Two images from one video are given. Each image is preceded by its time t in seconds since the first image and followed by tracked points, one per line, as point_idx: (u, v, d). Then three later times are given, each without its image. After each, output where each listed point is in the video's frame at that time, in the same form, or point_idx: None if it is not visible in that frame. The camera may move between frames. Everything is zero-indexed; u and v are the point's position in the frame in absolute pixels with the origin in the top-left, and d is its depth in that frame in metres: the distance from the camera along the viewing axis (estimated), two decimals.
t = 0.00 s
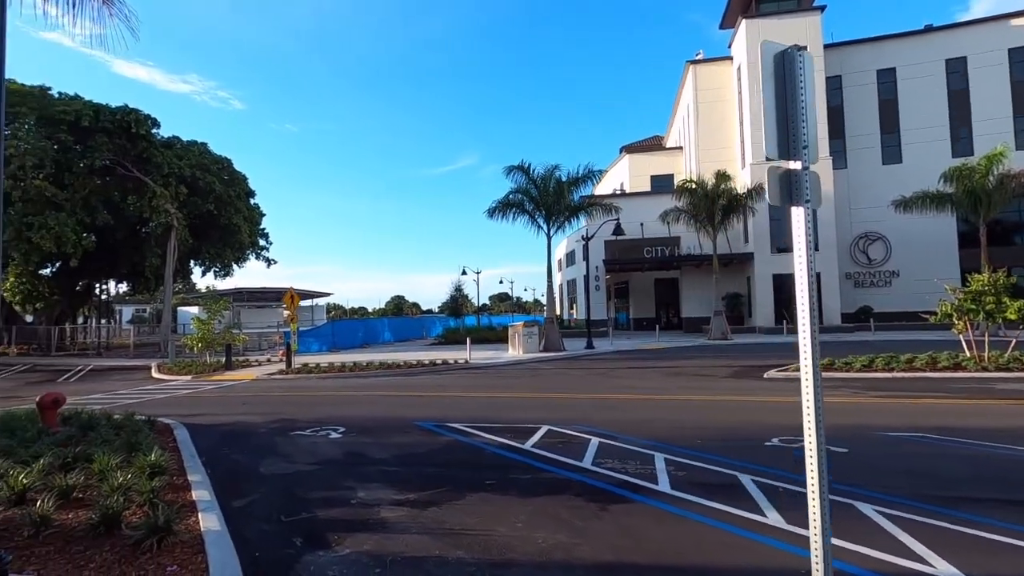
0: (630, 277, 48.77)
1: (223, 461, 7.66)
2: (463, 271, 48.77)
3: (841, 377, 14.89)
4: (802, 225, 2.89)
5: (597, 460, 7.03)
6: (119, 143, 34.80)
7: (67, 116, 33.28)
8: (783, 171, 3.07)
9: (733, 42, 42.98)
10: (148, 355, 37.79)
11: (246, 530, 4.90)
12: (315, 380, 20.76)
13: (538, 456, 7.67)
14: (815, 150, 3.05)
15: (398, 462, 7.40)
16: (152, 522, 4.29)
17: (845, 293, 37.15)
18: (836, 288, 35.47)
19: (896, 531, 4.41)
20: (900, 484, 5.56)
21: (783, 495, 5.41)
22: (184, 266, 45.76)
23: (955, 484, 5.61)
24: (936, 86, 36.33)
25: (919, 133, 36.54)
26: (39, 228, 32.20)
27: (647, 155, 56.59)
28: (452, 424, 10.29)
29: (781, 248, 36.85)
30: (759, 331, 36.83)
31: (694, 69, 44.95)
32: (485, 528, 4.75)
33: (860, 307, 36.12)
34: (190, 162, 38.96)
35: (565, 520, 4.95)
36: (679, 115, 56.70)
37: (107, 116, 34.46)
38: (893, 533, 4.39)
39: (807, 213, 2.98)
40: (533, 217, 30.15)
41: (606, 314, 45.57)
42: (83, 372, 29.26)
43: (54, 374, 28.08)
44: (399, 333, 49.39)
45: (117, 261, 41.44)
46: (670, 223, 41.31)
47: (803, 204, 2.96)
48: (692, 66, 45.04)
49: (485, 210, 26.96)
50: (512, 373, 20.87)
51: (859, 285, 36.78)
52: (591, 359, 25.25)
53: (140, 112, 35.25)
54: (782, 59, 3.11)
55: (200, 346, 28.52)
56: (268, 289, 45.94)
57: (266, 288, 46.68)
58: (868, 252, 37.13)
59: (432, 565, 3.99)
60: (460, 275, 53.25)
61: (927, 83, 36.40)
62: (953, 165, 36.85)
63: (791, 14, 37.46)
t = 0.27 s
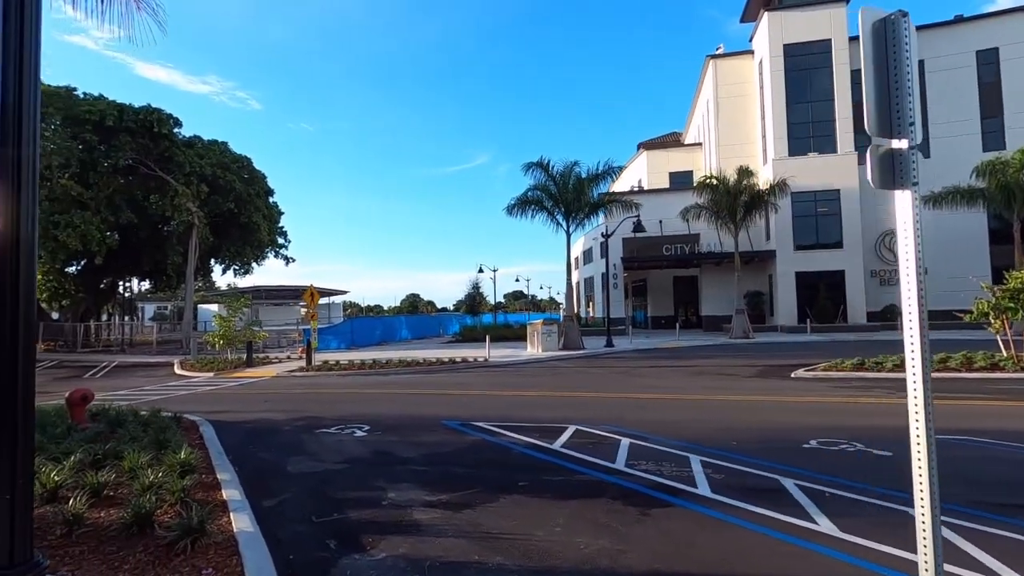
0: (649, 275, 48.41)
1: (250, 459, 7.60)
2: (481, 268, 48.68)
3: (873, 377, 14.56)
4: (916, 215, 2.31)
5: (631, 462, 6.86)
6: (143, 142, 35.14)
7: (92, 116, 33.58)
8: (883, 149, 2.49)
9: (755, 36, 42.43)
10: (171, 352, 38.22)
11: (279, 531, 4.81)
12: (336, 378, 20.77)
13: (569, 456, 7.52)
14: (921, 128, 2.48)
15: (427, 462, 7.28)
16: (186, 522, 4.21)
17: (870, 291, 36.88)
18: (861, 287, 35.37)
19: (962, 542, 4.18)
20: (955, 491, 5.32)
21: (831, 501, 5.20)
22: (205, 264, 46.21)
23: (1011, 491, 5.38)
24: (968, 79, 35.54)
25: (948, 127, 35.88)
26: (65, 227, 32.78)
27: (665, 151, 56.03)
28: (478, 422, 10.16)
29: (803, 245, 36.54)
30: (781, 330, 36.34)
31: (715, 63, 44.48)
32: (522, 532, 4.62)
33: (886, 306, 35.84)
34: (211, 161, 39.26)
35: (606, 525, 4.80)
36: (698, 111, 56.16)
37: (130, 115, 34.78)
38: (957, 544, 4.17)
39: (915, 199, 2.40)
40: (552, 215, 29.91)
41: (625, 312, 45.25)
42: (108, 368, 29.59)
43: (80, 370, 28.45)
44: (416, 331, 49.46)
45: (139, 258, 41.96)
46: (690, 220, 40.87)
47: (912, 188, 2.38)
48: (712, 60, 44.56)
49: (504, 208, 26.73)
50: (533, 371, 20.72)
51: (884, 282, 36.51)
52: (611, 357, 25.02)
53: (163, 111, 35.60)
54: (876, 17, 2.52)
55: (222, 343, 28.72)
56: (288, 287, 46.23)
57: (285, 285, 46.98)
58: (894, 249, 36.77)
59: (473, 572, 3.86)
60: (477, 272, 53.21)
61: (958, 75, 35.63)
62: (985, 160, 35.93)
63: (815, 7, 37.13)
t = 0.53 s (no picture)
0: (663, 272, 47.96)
1: (275, 454, 7.52)
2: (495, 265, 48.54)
3: (901, 377, 14.29)
4: None
5: (664, 461, 6.70)
6: (162, 139, 35.33)
7: (112, 112, 33.81)
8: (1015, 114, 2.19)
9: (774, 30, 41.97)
10: (189, 348, 38.52)
11: (312, 528, 4.70)
12: (353, 374, 20.73)
13: (598, 454, 7.37)
14: None
15: (455, 459, 7.16)
16: (220, 518, 4.11)
17: (892, 290, 36.32)
18: (882, 284, 34.86)
19: None
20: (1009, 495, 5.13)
21: (880, 504, 5.02)
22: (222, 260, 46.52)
23: None
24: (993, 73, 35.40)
25: (973, 123, 35.81)
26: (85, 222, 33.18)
27: (680, 148, 55.59)
28: (501, 419, 10.04)
29: (823, 243, 35.98)
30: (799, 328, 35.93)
31: (733, 58, 44.03)
32: (562, 532, 4.48)
33: (908, 304, 35.36)
34: (228, 158, 39.40)
35: (647, 526, 4.67)
36: (715, 107, 55.64)
37: (149, 112, 35.00)
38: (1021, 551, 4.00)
39: None
40: (569, 211, 29.71)
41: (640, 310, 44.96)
42: (127, 363, 29.85)
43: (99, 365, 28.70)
44: (430, 327, 49.47)
45: (158, 254, 42.34)
46: (707, 217, 40.50)
47: None
48: (730, 55, 44.13)
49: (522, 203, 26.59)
50: (551, 368, 20.58)
51: (907, 281, 35.96)
52: (630, 355, 24.81)
53: (181, 108, 35.77)
54: None
55: (239, 338, 28.83)
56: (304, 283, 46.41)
57: (301, 282, 47.17)
58: (917, 247, 36.27)
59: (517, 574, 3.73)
60: (491, 269, 53.12)
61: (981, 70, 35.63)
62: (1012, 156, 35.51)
63: None
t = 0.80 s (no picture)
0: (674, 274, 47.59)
1: (293, 456, 7.40)
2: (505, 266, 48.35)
3: (924, 381, 14.08)
4: None
5: (693, 467, 6.54)
6: (174, 139, 35.30)
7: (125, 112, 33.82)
8: None
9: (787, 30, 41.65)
10: (200, 347, 38.59)
11: (338, 534, 4.57)
12: (366, 374, 20.64)
13: (624, 459, 7.23)
14: None
15: (478, 462, 7.03)
16: (248, 524, 3.99)
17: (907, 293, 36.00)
18: (898, 287, 34.47)
19: None
20: None
21: (924, 516, 4.86)
22: (233, 259, 46.58)
23: None
24: (1012, 73, 35.02)
25: (991, 124, 35.41)
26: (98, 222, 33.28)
27: (691, 149, 55.29)
28: (520, 421, 9.91)
29: (837, 245, 35.63)
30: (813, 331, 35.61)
31: (746, 59, 43.72)
32: (597, 541, 4.34)
33: (924, 307, 34.99)
34: (240, 158, 39.37)
35: (685, 535, 4.53)
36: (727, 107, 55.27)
37: (162, 112, 35.00)
38: None
39: None
40: (582, 212, 29.54)
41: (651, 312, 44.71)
42: (139, 362, 29.87)
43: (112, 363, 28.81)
44: (440, 328, 49.39)
45: (169, 254, 42.45)
46: (720, 219, 40.15)
47: None
48: (743, 55, 43.80)
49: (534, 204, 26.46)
50: (564, 370, 20.43)
51: (922, 284, 35.63)
52: (643, 357, 24.59)
53: (194, 108, 35.84)
54: None
55: (250, 338, 28.81)
56: (314, 283, 46.42)
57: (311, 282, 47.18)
58: (933, 250, 35.91)
59: None
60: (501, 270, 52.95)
61: (1000, 70, 35.26)
62: None
63: None
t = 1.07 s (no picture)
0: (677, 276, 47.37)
1: (301, 465, 7.25)
2: (508, 269, 48.18)
3: (936, 385, 13.92)
4: None
5: (711, 476, 6.39)
6: (176, 143, 35.26)
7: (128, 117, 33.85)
8: None
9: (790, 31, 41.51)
10: (203, 352, 38.47)
11: (351, 550, 4.42)
12: (370, 379, 20.49)
13: (640, 468, 7.06)
14: None
15: (490, 472, 6.87)
16: (259, 543, 3.83)
17: (913, 294, 35.79)
18: (904, 288, 34.25)
19: None
20: None
21: (956, 529, 4.70)
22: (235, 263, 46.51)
23: None
24: (1017, 72, 34.87)
25: (997, 123, 35.25)
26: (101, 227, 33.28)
27: (694, 150, 55.14)
28: (530, 428, 9.75)
29: (842, 246, 35.43)
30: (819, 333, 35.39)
31: (749, 59, 43.58)
32: (621, 557, 4.19)
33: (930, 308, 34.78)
34: (242, 162, 39.31)
35: (711, 549, 4.38)
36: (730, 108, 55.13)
37: (165, 116, 34.96)
38: None
39: None
40: (586, 214, 29.39)
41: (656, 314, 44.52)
42: (143, 367, 29.78)
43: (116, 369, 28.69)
44: (443, 331, 49.24)
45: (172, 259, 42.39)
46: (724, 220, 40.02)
47: None
48: (745, 56, 43.66)
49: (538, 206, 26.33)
50: (571, 374, 20.27)
51: (929, 284, 35.42)
52: (649, 360, 24.41)
53: (195, 112, 36.01)
54: None
55: (253, 343, 28.67)
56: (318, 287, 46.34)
57: (314, 286, 47.08)
58: (939, 250, 35.71)
59: None
60: (504, 272, 52.76)
61: (1005, 69, 35.12)
62: None
63: None
